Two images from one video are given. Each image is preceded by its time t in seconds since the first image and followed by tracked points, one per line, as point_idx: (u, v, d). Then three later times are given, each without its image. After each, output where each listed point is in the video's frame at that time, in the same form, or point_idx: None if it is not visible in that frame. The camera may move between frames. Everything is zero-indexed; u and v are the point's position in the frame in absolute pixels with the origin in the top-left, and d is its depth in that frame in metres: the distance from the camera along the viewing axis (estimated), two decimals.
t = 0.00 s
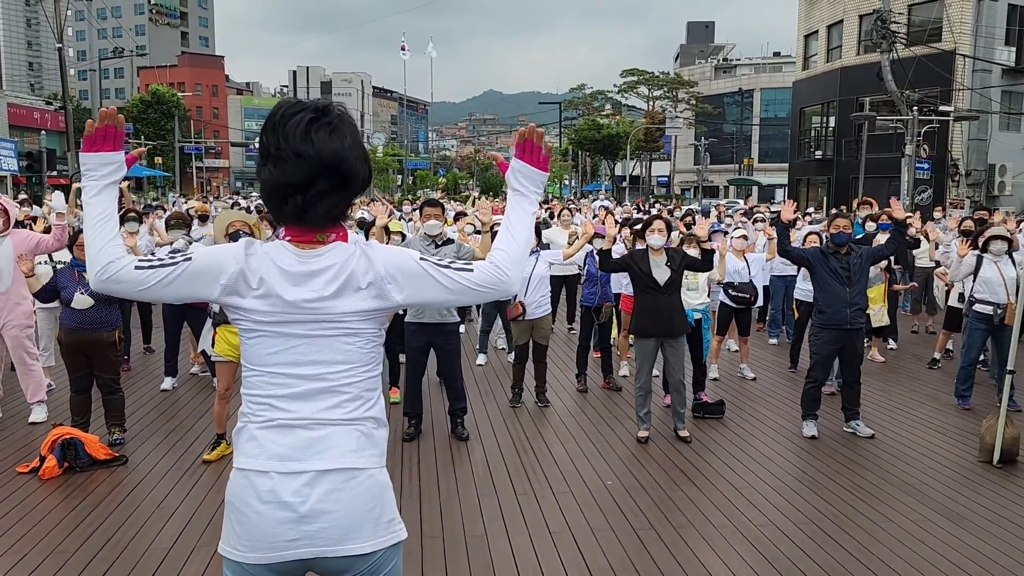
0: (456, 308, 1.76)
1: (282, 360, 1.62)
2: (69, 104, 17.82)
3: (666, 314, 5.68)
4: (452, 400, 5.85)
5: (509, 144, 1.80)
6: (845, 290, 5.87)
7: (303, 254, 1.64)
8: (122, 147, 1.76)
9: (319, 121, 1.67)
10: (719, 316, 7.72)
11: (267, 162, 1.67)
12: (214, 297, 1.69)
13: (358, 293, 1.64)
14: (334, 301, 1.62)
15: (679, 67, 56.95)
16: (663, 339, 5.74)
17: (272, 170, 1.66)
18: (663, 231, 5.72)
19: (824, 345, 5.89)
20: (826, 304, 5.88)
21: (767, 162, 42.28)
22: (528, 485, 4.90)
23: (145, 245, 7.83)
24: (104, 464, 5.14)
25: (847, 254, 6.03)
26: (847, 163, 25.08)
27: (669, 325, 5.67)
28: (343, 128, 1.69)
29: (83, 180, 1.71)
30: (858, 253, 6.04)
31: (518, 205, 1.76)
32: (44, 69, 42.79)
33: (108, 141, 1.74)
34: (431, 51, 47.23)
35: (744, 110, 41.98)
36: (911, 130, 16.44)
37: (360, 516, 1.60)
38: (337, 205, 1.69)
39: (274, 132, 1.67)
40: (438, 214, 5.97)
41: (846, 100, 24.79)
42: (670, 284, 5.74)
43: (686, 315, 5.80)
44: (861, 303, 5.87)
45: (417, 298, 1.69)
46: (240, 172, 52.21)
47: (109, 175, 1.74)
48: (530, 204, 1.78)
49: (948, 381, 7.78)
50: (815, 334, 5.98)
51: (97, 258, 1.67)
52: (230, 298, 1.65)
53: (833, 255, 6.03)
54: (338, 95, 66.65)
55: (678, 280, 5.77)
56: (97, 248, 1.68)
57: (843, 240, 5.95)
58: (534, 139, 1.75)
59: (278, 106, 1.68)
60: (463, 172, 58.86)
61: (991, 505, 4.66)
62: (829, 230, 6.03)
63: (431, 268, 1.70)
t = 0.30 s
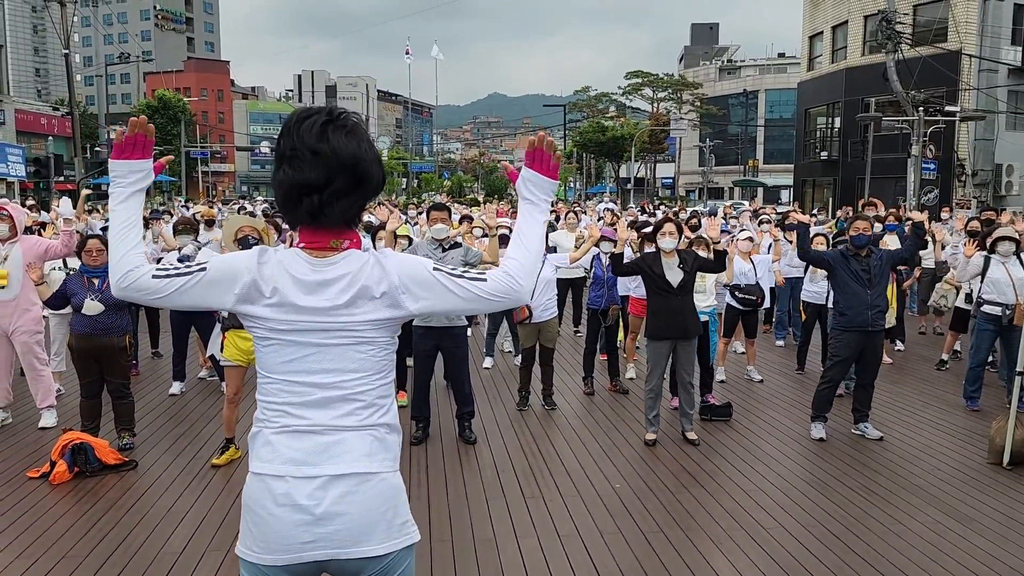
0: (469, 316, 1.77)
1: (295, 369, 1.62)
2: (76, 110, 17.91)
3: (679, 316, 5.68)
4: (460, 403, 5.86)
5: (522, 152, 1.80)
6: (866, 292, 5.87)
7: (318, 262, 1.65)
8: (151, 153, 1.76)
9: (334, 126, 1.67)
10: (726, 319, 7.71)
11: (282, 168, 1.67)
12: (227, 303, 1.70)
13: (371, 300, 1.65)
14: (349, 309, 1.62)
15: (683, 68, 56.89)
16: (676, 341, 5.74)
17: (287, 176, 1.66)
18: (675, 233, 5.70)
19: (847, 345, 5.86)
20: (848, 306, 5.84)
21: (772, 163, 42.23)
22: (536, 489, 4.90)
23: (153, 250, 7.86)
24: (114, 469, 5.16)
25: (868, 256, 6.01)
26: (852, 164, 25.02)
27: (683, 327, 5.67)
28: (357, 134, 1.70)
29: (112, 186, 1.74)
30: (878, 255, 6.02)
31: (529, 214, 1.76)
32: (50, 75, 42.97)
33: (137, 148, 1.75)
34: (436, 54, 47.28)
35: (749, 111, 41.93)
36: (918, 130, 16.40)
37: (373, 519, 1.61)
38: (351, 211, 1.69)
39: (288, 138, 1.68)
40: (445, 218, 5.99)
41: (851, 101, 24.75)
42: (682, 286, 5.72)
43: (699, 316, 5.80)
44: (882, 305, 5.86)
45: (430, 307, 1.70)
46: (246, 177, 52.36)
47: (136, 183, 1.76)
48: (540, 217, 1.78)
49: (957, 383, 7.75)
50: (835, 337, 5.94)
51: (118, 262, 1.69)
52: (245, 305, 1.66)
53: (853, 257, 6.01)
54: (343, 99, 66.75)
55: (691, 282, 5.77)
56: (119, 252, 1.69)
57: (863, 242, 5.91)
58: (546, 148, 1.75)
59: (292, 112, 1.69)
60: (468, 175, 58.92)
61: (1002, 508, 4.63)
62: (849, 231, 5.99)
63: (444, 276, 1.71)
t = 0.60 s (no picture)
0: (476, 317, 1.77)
1: (306, 371, 1.63)
2: (82, 112, 17.98)
3: (688, 316, 5.68)
4: (466, 404, 5.86)
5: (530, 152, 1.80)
6: (876, 293, 5.85)
7: (328, 264, 1.65)
8: (168, 150, 1.77)
9: (344, 127, 1.68)
10: (731, 319, 7.71)
11: (293, 168, 1.68)
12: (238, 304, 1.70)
13: (381, 303, 1.65)
14: (357, 312, 1.63)
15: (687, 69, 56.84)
16: (684, 342, 5.74)
17: (299, 176, 1.67)
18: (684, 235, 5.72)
19: (857, 346, 5.85)
20: (858, 307, 5.83)
21: (776, 163, 42.18)
22: (541, 489, 4.91)
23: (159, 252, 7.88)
24: (121, 470, 5.17)
25: (879, 257, 6.01)
26: (857, 165, 24.96)
27: (692, 327, 5.67)
28: (367, 134, 1.71)
29: (128, 182, 1.74)
30: (890, 256, 6.02)
31: (537, 215, 1.76)
32: (55, 78, 43.06)
33: (155, 144, 1.75)
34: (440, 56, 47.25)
35: (753, 111, 41.82)
36: (923, 130, 16.35)
37: (382, 515, 1.62)
38: (361, 211, 1.70)
39: (299, 140, 1.68)
40: (450, 220, 6.00)
41: (856, 102, 24.70)
42: (691, 287, 5.71)
43: (708, 316, 5.80)
44: (893, 306, 5.84)
45: (438, 310, 1.70)
46: (250, 179, 52.42)
47: (152, 178, 1.77)
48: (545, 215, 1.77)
49: (963, 384, 7.73)
50: (843, 337, 5.94)
51: (134, 260, 1.70)
52: (257, 307, 1.67)
53: (864, 258, 6.00)
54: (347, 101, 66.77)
55: (701, 282, 5.75)
56: (136, 251, 1.71)
57: (875, 243, 5.92)
58: (554, 149, 1.75)
59: (302, 114, 1.69)
60: (472, 176, 58.95)
61: (1010, 509, 4.62)
62: (860, 232, 6.01)
63: (452, 279, 1.71)
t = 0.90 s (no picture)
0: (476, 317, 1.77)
1: (305, 367, 1.63)
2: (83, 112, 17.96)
3: (690, 315, 5.67)
4: (466, 403, 5.86)
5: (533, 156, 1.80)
6: (875, 291, 5.84)
7: (326, 262, 1.65)
8: (170, 147, 1.76)
9: (343, 123, 1.68)
10: (732, 319, 7.71)
11: (291, 163, 1.68)
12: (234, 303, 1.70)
13: (379, 301, 1.65)
14: (356, 309, 1.62)
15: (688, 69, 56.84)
16: (686, 341, 5.73)
17: (297, 170, 1.67)
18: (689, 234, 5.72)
19: (855, 345, 5.85)
20: (857, 304, 5.82)
21: (777, 163, 42.18)
22: (542, 488, 4.91)
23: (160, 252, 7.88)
24: (121, 469, 5.17)
25: (877, 255, 6.01)
26: (859, 164, 24.91)
27: (694, 326, 5.67)
28: (366, 131, 1.71)
29: (129, 179, 1.73)
30: (886, 254, 6.02)
31: (537, 214, 1.76)
32: (57, 78, 43.08)
33: (155, 140, 1.74)
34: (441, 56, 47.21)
35: (754, 111, 41.79)
36: (924, 130, 16.33)
37: (379, 510, 1.61)
38: (359, 207, 1.69)
39: (298, 134, 1.68)
40: (451, 219, 6.00)
41: (857, 101, 24.68)
42: (694, 286, 5.70)
43: (711, 315, 5.80)
44: (891, 304, 5.84)
45: (436, 309, 1.70)
46: (251, 179, 52.42)
47: (152, 174, 1.76)
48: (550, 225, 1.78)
49: (964, 383, 7.72)
50: (842, 337, 5.93)
51: (135, 257, 1.70)
52: (255, 302, 1.67)
53: (863, 256, 5.99)
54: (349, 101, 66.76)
55: (704, 281, 5.74)
56: (137, 246, 1.70)
57: (873, 241, 5.92)
58: (558, 153, 1.75)
59: (302, 110, 1.69)
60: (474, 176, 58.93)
61: (1011, 509, 4.61)
62: (859, 231, 6.00)
63: (452, 279, 1.71)
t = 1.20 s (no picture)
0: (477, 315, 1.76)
1: (307, 367, 1.63)
2: (84, 112, 17.97)
3: (692, 315, 5.67)
4: (467, 403, 5.86)
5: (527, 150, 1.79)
6: (872, 291, 5.84)
7: (326, 261, 1.65)
8: (173, 148, 1.75)
9: (343, 122, 1.68)
10: (733, 320, 7.70)
11: (292, 163, 1.68)
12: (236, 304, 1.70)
13: (381, 299, 1.64)
14: (357, 307, 1.62)
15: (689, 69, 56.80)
16: (688, 341, 5.73)
17: (297, 170, 1.66)
18: (692, 234, 5.72)
19: (853, 345, 5.84)
20: (854, 305, 5.82)
21: (779, 164, 42.18)
22: (543, 489, 4.90)
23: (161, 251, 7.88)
24: (121, 468, 5.17)
25: (874, 256, 6.00)
26: (860, 165, 24.90)
27: (696, 327, 5.67)
28: (366, 129, 1.70)
29: (133, 181, 1.73)
30: (884, 254, 6.00)
31: (532, 210, 1.75)
32: (59, 77, 43.11)
33: (157, 142, 1.74)
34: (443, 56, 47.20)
35: (756, 111, 41.75)
36: (925, 131, 16.32)
37: (381, 509, 1.61)
38: (360, 205, 1.69)
39: (297, 134, 1.68)
40: (453, 219, 6.00)
41: (858, 102, 24.67)
42: (697, 286, 5.70)
43: (713, 316, 5.79)
44: (888, 304, 5.84)
45: (436, 308, 1.70)
46: (253, 179, 52.47)
47: (156, 176, 1.76)
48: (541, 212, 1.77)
49: (966, 384, 7.71)
50: (840, 337, 5.93)
51: (137, 261, 1.70)
52: (257, 303, 1.66)
53: (859, 257, 5.98)
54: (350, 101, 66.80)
55: (707, 282, 5.73)
56: (140, 250, 1.70)
57: (868, 242, 5.89)
58: (551, 146, 1.74)
59: (301, 108, 1.69)
60: (476, 176, 58.89)
61: (1012, 510, 4.60)
62: (854, 231, 5.97)
63: (453, 276, 1.71)
